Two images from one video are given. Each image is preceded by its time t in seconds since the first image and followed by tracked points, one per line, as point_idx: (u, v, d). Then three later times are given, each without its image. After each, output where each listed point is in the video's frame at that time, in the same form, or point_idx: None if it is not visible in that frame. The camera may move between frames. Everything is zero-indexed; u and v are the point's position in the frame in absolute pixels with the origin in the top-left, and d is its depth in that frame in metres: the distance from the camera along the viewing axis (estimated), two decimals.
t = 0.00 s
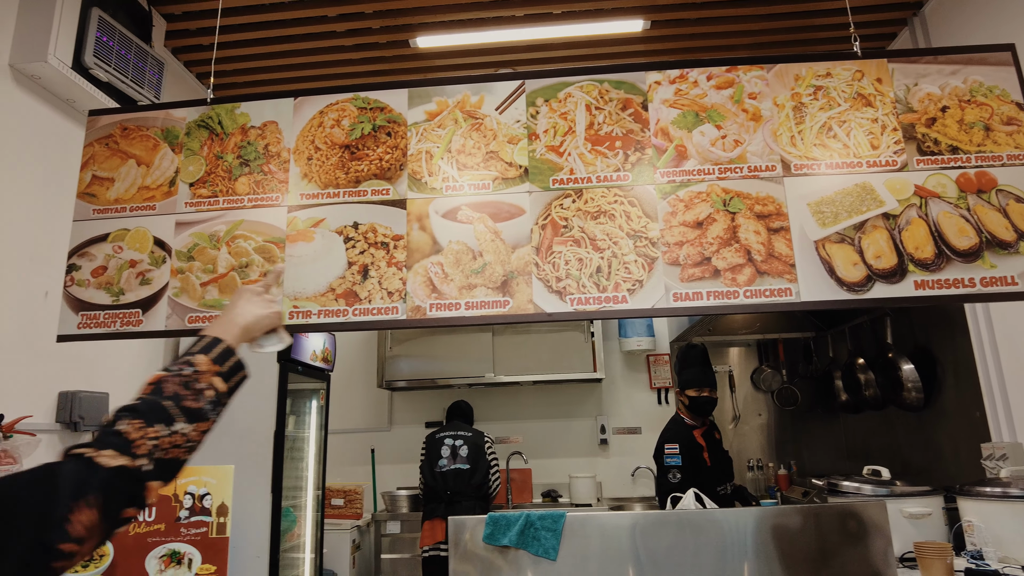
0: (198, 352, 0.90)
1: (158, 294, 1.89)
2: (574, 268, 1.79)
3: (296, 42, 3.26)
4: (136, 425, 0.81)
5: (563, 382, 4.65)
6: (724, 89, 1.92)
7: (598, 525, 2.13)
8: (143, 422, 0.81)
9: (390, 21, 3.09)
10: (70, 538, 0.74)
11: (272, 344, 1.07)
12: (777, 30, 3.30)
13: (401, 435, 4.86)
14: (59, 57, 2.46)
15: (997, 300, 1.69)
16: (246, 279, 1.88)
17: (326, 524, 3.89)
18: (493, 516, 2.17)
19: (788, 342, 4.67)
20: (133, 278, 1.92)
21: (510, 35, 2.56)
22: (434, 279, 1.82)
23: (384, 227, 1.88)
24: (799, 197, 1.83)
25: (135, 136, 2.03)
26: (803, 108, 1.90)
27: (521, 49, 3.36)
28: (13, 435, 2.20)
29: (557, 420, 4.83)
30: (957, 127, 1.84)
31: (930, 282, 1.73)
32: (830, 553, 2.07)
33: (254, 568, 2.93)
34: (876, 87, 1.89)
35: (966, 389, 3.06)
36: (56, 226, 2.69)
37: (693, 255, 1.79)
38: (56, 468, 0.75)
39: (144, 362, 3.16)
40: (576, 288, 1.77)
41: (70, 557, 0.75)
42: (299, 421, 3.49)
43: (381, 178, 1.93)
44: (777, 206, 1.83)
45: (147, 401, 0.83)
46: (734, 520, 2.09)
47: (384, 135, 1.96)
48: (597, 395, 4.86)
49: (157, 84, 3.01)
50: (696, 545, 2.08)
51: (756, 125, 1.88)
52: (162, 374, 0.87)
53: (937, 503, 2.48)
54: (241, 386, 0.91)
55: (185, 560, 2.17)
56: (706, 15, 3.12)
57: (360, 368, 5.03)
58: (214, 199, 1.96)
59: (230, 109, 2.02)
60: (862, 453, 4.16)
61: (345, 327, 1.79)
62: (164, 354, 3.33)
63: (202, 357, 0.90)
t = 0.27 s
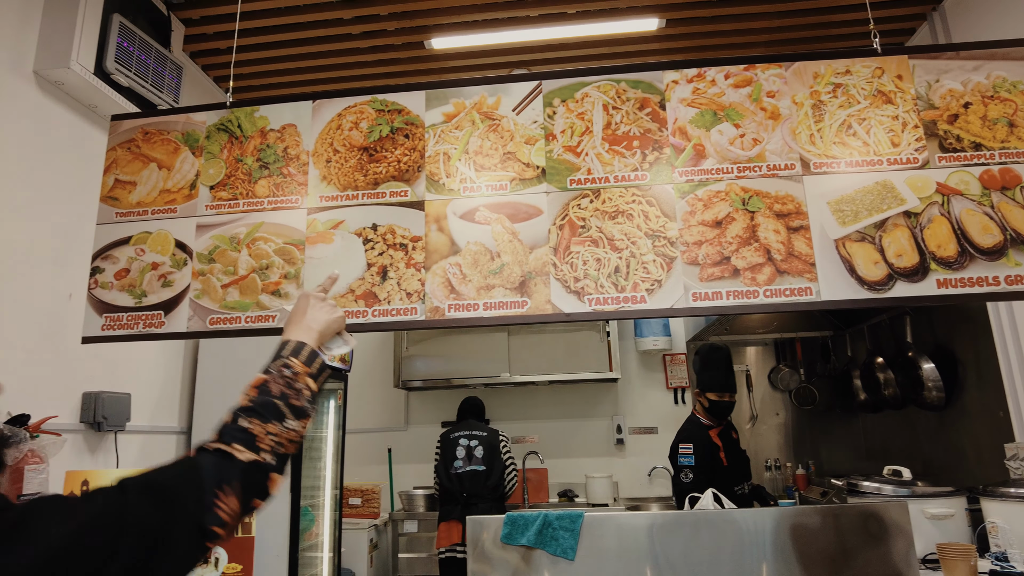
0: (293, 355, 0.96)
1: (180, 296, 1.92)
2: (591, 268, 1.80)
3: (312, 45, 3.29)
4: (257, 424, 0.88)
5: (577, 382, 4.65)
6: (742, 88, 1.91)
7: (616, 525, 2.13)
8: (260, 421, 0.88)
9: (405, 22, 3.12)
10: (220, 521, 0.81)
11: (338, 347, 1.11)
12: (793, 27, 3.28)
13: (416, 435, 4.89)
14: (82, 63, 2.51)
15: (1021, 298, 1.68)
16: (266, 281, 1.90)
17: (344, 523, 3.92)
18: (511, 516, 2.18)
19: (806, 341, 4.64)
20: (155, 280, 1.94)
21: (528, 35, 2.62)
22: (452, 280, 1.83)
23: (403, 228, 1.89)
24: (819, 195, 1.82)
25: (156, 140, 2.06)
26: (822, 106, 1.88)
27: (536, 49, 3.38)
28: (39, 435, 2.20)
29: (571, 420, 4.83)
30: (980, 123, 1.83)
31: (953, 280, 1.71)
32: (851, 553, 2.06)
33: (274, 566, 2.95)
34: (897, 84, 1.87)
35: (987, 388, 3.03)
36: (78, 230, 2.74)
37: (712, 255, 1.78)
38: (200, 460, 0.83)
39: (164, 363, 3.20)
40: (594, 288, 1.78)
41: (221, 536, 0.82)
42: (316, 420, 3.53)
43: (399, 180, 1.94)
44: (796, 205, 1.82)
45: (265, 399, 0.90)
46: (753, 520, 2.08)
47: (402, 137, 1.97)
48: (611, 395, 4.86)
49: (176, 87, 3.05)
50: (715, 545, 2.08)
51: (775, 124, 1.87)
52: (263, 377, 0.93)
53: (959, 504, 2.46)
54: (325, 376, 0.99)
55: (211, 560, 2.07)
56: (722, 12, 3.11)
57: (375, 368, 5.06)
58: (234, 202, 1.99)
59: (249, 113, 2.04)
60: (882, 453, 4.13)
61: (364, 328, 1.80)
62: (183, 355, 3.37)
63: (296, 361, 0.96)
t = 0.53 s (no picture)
0: (370, 464, 0.77)
1: (203, 298, 1.95)
2: (609, 267, 1.80)
3: (330, 49, 3.33)
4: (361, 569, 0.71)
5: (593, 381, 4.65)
6: (760, 86, 1.90)
7: (635, 525, 2.14)
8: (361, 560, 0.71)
9: (422, 25, 3.15)
10: None
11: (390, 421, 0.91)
12: (811, 23, 3.26)
13: (434, 435, 4.92)
14: (106, 70, 2.57)
15: None
16: (287, 282, 1.92)
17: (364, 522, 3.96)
18: (530, 515, 2.19)
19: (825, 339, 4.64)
20: (178, 282, 1.98)
21: (544, 34, 2.67)
22: (470, 280, 1.84)
23: (421, 229, 1.91)
24: (839, 193, 1.81)
25: (178, 144, 2.09)
26: (841, 103, 1.87)
27: (552, 49, 3.40)
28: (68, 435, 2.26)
29: (587, 419, 4.83)
30: (1004, 117, 1.80)
31: (976, 277, 1.70)
32: (873, 553, 2.04)
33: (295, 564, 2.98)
34: (917, 79, 1.86)
35: (1011, 386, 2.99)
36: (102, 233, 2.80)
37: (731, 253, 1.78)
38: None
39: (186, 363, 3.25)
40: (612, 287, 1.78)
41: None
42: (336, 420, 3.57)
43: (418, 181, 1.95)
44: (816, 203, 1.80)
45: (355, 536, 0.72)
46: (773, 520, 2.07)
47: (420, 138, 1.99)
48: (627, 394, 4.85)
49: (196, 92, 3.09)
50: (735, 545, 2.07)
51: (794, 121, 1.87)
52: (345, 501, 0.75)
53: (984, 505, 2.46)
54: (401, 477, 0.82)
55: (238, 556, 2.06)
56: (738, 9, 3.10)
57: (392, 368, 5.09)
58: (255, 205, 2.02)
59: (269, 116, 2.07)
60: (904, 453, 4.08)
61: (385, 328, 1.82)
62: (204, 356, 3.42)
63: (371, 469, 0.78)
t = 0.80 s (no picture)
0: None
1: (216, 298, 1.98)
2: (619, 265, 1.80)
3: (342, 50, 3.37)
4: None
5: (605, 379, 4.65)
6: (770, 81, 1.89)
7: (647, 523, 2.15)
8: None
9: (432, 25, 3.17)
10: None
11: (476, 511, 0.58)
12: (825, 18, 3.23)
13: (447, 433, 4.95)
14: (122, 75, 2.61)
15: None
16: (300, 282, 1.95)
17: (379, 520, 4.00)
18: (542, 513, 2.20)
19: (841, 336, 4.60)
20: (192, 283, 2.01)
21: (554, 34, 2.60)
22: (480, 279, 1.85)
23: (431, 229, 1.93)
24: (850, 188, 1.80)
25: (192, 147, 2.13)
26: (852, 98, 1.86)
27: (562, 48, 3.41)
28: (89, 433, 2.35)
29: (599, 417, 4.84)
30: (1020, 111, 1.79)
31: (991, 273, 1.68)
32: (889, 553, 2.03)
33: (311, 562, 3.01)
34: (931, 73, 1.84)
35: None
36: (119, 235, 2.84)
37: (742, 250, 1.77)
38: None
39: (202, 363, 3.30)
40: (622, 285, 1.78)
41: None
42: (350, 419, 3.62)
43: (428, 181, 1.97)
44: (826, 199, 1.79)
45: None
46: (787, 519, 2.07)
47: (430, 139, 2.00)
48: (639, 392, 4.85)
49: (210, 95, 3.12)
50: (748, 542, 2.08)
51: (804, 117, 1.86)
52: None
53: (1004, 504, 2.43)
54: None
55: (250, 552, 2.09)
56: (750, 5, 3.09)
57: (405, 367, 5.12)
58: (268, 206, 2.04)
59: (281, 118, 2.10)
60: (922, 451, 4.04)
61: (395, 327, 1.84)
62: (220, 355, 3.47)
63: None
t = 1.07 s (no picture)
0: None
1: (226, 301, 2.01)
2: (624, 266, 1.81)
3: (350, 54, 3.40)
4: None
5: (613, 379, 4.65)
6: (775, 81, 1.89)
7: (655, 523, 2.15)
8: None
9: (440, 27, 3.20)
10: None
11: None
12: (833, 15, 3.22)
13: (457, 433, 4.97)
14: (134, 81, 2.65)
15: None
16: (308, 284, 1.97)
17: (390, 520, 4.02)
18: (550, 513, 2.21)
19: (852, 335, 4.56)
20: (202, 286, 2.04)
21: (561, 33, 2.48)
22: (486, 280, 1.87)
23: (437, 231, 1.94)
24: (856, 187, 1.79)
25: (202, 151, 2.16)
26: (857, 96, 1.85)
27: (569, 48, 3.43)
28: (101, 434, 2.42)
29: (608, 417, 4.84)
30: None
31: (999, 271, 1.67)
32: (899, 553, 2.02)
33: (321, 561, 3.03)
34: (937, 70, 1.83)
35: None
36: (131, 238, 2.88)
37: (747, 250, 1.77)
38: None
39: (213, 365, 3.34)
40: (627, 285, 1.79)
41: None
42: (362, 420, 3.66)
43: (434, 183, 1.99)
44: (832, 198, 1.79)
45: None
46: (797, 518, 2.07)
47: (435, 141, 2.02)
48: (648, 392, 4.84)
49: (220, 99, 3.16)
50: (757, 543, 2.08)
51: (809, 116, 1.85)
52: None
53: (1016, 505, 2.42)
54: None
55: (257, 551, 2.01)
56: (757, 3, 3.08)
57: (414, 368, 5.15)
58: (276, 209, 2.07)
59: (289, 122, 2.12)
60: (935, 450, 4.01)
61: (402, 328, 1.86)
62: (231, 357, 3.51)
63: None
